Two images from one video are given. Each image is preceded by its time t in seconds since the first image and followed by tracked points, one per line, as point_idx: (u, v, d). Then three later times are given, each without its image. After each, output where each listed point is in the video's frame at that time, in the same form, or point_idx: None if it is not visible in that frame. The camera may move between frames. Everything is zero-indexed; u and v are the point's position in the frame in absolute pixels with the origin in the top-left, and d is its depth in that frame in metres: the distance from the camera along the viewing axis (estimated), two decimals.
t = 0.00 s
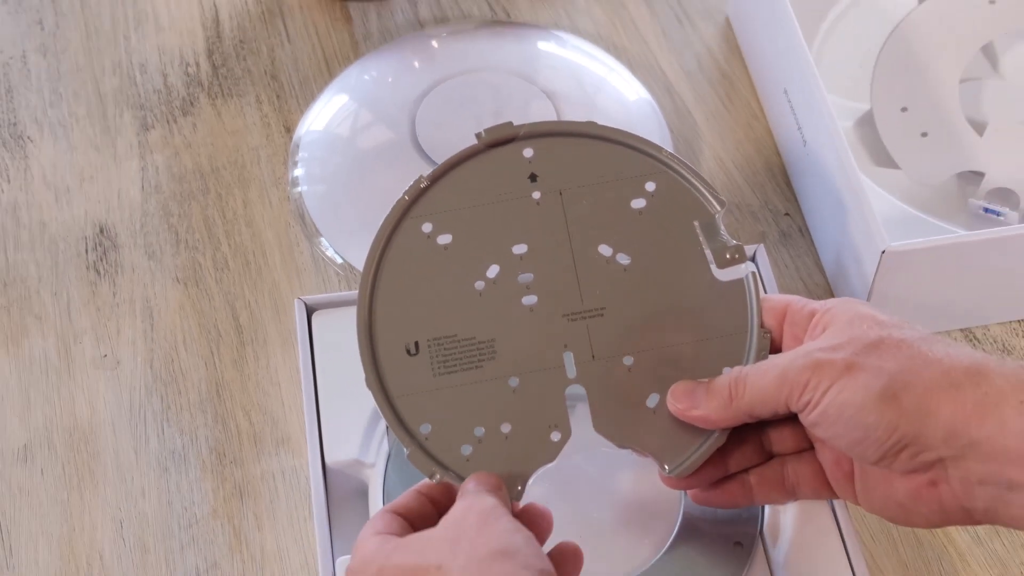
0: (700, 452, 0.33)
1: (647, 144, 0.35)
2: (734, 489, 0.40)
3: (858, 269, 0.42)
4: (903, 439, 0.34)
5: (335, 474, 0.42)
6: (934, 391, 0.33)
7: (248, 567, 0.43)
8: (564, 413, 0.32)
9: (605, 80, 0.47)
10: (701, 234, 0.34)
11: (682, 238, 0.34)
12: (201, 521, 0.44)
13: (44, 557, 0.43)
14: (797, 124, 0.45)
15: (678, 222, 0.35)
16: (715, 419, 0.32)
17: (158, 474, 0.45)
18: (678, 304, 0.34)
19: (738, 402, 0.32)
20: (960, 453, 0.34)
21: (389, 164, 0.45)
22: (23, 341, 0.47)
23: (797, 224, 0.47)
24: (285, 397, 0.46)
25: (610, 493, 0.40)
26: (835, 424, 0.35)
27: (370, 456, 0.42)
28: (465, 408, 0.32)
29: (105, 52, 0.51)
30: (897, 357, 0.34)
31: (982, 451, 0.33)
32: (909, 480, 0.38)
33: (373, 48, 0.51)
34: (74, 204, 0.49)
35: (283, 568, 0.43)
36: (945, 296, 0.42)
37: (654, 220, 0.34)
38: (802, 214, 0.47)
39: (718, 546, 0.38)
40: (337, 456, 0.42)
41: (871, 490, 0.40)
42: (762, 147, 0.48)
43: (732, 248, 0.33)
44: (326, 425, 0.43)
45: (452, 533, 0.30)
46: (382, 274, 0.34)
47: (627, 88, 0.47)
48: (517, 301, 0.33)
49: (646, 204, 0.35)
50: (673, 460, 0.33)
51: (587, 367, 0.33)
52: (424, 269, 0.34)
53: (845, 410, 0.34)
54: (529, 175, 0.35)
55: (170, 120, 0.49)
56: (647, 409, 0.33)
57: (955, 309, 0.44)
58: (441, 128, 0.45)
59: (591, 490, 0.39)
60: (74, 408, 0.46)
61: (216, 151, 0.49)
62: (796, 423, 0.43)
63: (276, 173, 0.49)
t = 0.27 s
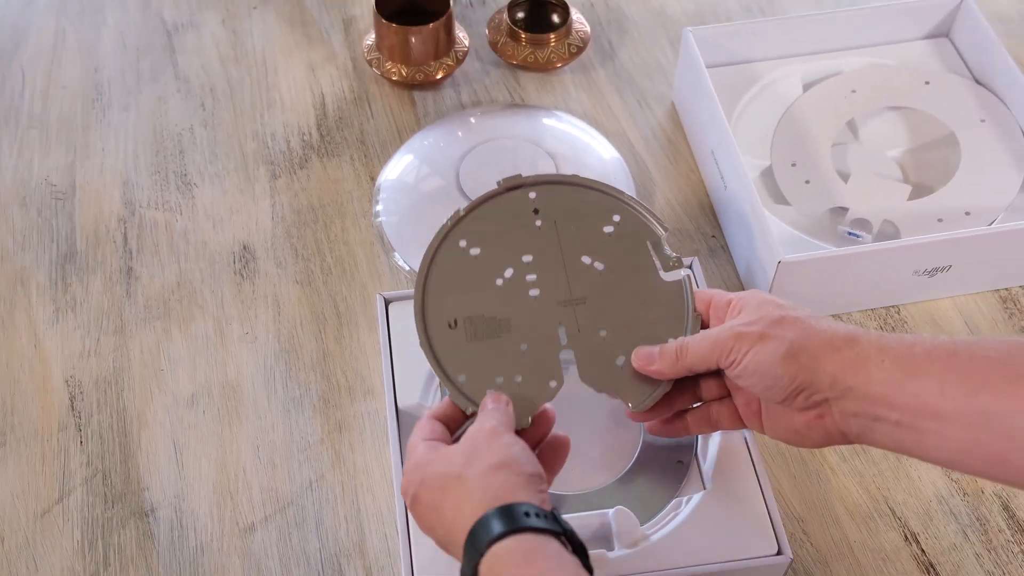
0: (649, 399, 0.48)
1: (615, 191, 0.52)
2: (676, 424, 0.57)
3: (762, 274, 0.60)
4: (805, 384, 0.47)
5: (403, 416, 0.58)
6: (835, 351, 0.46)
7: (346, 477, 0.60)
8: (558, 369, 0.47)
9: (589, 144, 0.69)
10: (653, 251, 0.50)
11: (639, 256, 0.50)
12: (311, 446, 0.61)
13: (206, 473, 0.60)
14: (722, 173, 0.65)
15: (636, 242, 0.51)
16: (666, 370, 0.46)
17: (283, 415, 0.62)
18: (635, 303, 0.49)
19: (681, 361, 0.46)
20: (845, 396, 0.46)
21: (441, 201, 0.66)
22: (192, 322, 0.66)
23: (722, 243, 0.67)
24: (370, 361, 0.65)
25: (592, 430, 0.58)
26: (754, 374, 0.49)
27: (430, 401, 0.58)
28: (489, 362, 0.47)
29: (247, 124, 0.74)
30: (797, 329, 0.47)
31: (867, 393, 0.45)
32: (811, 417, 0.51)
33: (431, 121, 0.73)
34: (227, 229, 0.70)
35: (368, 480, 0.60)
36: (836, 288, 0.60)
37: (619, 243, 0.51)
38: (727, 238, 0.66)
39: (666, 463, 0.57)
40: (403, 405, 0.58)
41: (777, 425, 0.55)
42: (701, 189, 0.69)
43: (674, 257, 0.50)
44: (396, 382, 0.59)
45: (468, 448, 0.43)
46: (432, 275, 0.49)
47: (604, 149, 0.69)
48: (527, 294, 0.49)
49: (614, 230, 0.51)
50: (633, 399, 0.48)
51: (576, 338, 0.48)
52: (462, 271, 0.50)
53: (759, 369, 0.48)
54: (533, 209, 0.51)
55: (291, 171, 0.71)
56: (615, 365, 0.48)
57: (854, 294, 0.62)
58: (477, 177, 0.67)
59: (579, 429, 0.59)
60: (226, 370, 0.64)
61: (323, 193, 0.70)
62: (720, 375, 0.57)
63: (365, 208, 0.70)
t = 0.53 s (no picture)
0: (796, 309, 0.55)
1: (718, 137, 0.59)
2: (763, 337, 0.62)
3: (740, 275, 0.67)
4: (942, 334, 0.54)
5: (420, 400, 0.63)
6: (966, 313, 0.52)
7: (368, 458, 0.63)
8: (700, 296, 0.53)
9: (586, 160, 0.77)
10: (762, 184, 0.58)
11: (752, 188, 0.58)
12: (336, 428, 0.64)
13: (242, 456, 0.63)
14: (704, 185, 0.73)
15: (744, 182, 0.58)
16: (794, 262, 0.53)
17: (310, 402, 0.65)
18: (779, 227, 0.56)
19: (811, 257, 0.53)
20: (959, 344, 0.53)
21: (453, 209, 0.74)
22: (229, 318, 0.70)
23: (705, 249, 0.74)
24: (391, 352, 0.68)
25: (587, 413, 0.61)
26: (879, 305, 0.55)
27: (443, 388, 0.63)
28: (637, 283, 0.54)
29: (280, 141, 0.82)
30: (933, 265, 0.54)
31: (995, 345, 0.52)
32: (917, 354, 0.57)
33: (444, 137, 0.82)
34: (261, 234, 0.75)
35: (388, 459, 0.63)
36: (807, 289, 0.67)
37: (724, 181, 0.58)
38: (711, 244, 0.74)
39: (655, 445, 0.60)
40: (419, 390, 0.63)
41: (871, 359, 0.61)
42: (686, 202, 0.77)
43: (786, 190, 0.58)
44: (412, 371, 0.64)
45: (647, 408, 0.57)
46: (563, 225, 0.56)
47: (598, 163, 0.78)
48: (656, 229, 0.55)
49: (727, 169, 0.58)
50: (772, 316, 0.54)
51: (708, 265, 0.55)
52: (591, 214, 0.56)
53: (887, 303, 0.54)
54: (646, 157, 0.58)
55: (319, 182, 0.79)
56: (749, 287, 0.54)
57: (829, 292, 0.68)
58: (484, 188, 0.75)
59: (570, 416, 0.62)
60: (262, 360, 0.68)
61: (348, 203, 0.77)
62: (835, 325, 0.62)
63: (384, 214, 0.76)
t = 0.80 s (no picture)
0: (1005, 396, 0.53)
1: (894, 229, 0.61)
2: (980, 423, 0.57)
3: (739, 275, 0.67)
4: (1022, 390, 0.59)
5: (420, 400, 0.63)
6: None
7: (368, 459, 0.63)
8: (913, 390, 0.55)
9: (586, 160, 0.77)
10: (950, 272, 0.59)
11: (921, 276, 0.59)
12: (336, 428, 0.64)
13: (242, 456, 0.63)
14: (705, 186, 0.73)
15: (931, 270, 0.59)
16: (996, 345, 0.53)
17: (310, 403, 0.65)
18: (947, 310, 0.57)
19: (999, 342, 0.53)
20: None
21: (453, 209, 0.74)
22: (229, 318, 0.70)
23: (705, 249, 0.74)
24: (391, 352, 0.68)
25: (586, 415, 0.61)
26: None
27: (442, 388, 0.63)
28: (838, 389, 0.55)
29: (280, 141, 0.82)
30: None
31: None
32: None
33: (444, 138, 0.82)
34: (261, 234, 0.75)
35: (388, 458, 0.63)
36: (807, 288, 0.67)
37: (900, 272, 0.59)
38: (710, 243, 0.74)
39: (655, 444, 0.60)
40: (419, 389, 0.63)
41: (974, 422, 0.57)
42: (687, 202, 0.77)
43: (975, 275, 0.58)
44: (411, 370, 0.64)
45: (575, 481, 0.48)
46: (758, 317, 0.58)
47: (598, 163, 0.78)
48: (855, 330, 0.57)
49: (907, 260, 0.60)
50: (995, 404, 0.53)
51: (913, 358, 0.56)
52: (837, 322, 0.58)
53: None
54: (830, 256, 0.60)
55: (319, 183, 0.79)
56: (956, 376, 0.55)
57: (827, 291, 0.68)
58: (485, 190, 0.75)
59: (570, 416, 0.61)
60: (261, 361, 0.68)
61: (348, 203, 0.77)
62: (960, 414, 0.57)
63: (384, 214, 0.76)
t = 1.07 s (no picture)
0: (1000, 401, 0.54)
1: (910, 235, 0.61)
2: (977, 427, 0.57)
3: (739, 275, 0.67)
4: None
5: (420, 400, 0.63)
6: None
7: (368, 459, 0.63)
8: (909, 390, 0.56)
9: (585, 160, 0.77)
10: (957, 278, 0.59)
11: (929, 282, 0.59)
12: (336, 428, 0.64)
13: (242, 456, 0.63)
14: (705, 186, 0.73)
15: (939, 277, 0.59)
16: (995, 350, 0.53)
17: (310, 403, 0.65)
18: (949, 321, 0.58)
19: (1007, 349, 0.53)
20: None
21: (453, 209, 0.74)
22: (229, 318, 0.70)
23: (705, 249, 0.74)
24: (391, 352, 0.68)
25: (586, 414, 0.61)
26: None
27: (442, 388, 0.63)
28: (841, 389, 0.56)
29: (280, 141, 0.82)
30: None
31: None
32: None
33: (444, 138, 0.82)
34: (261, 234, 0.75)
35: (388, 458, 0.63)
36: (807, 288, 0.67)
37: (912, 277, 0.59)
38: (710, 243, 0.74)
39: (655, 444, 0.60)
40: (419, 389, 0.63)
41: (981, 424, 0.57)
42: (687, 202, 0.77)
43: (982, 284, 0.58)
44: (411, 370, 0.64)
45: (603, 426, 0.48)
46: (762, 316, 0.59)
47: (598, 163, 0.78)
48: (855, 330, 0.58)
49: (917, 264, 0.60)
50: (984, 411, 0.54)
51: (910, 361, 0.56)
52: (838, 322, 0.58)
53: None
54: (838, 257, 0.61)
55: (319, 183, 0.79)
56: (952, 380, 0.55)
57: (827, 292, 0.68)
58: (485, 190, 0.75)
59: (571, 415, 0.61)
60: (261, 361, 0.68)
61: (348, 203, 0.77)
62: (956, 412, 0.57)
63: (385, 214, 0.76)
